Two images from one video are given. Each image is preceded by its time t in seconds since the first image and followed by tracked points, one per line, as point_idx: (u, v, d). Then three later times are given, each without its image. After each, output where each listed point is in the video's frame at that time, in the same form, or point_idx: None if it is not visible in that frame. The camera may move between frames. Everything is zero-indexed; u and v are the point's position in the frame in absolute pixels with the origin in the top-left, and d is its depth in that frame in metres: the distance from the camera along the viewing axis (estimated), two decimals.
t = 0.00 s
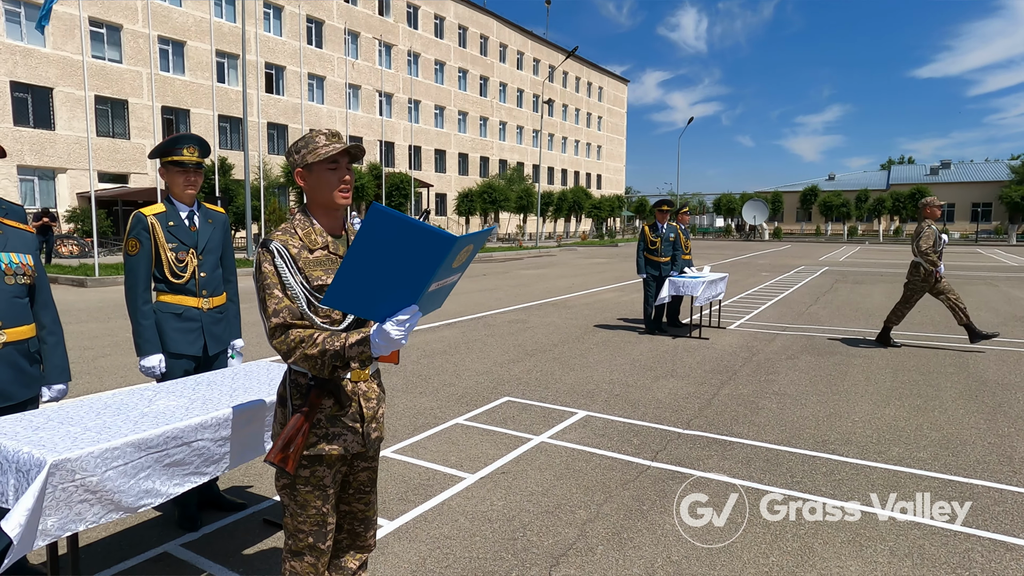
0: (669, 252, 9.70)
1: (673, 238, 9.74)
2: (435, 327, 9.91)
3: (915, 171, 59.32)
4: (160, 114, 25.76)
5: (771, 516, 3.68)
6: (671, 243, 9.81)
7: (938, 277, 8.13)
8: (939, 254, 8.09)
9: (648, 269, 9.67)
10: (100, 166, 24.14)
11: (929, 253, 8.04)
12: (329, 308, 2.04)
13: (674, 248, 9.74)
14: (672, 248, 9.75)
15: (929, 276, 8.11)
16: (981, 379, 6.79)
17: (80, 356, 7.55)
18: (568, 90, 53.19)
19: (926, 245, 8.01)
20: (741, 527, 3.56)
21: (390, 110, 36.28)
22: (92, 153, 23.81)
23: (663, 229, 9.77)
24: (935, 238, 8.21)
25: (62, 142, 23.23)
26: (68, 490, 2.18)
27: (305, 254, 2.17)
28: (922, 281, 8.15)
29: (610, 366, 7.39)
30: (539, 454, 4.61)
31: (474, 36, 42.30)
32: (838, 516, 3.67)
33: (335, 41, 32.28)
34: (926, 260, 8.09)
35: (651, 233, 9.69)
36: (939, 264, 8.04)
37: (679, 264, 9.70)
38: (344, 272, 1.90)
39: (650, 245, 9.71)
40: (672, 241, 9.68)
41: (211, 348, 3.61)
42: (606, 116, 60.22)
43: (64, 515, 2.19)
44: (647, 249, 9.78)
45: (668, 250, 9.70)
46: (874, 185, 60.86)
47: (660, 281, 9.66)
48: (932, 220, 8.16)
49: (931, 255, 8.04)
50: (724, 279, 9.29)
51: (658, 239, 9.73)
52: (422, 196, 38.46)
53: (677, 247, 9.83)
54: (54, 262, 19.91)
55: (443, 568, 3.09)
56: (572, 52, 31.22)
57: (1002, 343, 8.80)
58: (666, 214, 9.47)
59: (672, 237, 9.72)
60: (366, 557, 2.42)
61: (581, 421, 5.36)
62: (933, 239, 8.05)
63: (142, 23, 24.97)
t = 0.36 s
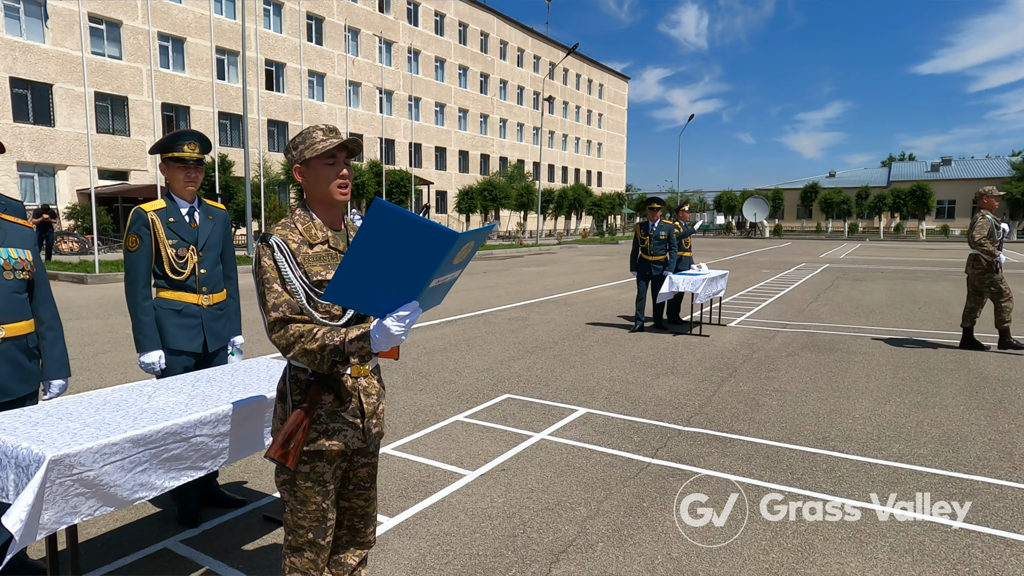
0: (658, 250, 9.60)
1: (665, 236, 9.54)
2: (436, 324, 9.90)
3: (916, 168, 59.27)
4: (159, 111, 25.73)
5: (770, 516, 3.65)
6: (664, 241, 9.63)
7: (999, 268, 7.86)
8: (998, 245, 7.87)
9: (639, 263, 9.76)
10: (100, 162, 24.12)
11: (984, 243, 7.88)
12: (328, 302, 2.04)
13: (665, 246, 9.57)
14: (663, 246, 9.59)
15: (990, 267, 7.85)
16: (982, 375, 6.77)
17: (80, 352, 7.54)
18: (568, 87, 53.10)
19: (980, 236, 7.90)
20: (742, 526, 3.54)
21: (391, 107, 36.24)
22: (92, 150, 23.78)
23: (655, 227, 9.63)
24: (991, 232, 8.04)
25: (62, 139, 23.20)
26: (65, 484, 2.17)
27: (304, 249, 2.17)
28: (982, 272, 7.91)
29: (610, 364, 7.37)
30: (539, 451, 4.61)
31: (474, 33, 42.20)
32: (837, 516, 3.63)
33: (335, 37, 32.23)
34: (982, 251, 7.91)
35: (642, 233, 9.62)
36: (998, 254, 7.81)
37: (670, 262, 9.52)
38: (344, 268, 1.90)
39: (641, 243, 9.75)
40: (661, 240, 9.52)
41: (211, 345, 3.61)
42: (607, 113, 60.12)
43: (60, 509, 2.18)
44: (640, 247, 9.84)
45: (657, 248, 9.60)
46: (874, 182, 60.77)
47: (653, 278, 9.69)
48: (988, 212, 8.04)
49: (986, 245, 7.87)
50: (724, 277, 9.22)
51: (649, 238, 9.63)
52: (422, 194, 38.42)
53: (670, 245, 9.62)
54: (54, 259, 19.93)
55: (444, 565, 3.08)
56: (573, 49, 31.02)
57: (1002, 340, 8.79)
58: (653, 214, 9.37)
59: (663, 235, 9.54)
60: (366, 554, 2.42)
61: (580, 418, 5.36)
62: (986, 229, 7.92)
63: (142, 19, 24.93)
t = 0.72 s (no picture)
0: (644, 250, 9.41)
1: (650, 235, 9.40)
2: (436, 326, 9.91)
3: (916, 170, 59.24)
4: (161, 114, 25.80)
5: (770, 517, 3.67)
6: (651, 241, 9.47)
7: None
8: None
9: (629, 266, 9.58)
10: (102, 166, 24.18)
11: None
12: (329, 306, 2.04)
13: (651, 246, 9.38)
14: (649, 246, 9.39)
15: None
16: (983, 379, 6.77)
17: (81, 356, 7.55)
18: (569, 90, 53.14)
19: None
20: (742, 528, 3.55)
21: (392, 110, 36.30)
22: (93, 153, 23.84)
23: (641, 228, 9.58)
24: None
25: (64, 142, 23.25)
26: (64, 488, 2.18)
27: (305, 253, 2.17)
28: None
29: (611, 366, 7.38)
30: (540, 453, 4.61)
31: (475, 36, 42.28)
32: (838, 518, 3.64)
33: (336, 41, 32.31)
34: None
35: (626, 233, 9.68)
36: None
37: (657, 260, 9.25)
38: (345, 270, 1.91)
39: (629, 246, 9.67)
40: (645, 239, 9.38)
41: (211, 348, 3.61)
42: (607, 115, 60.18)
43: (60, 514, 2.18)
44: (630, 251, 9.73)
45: (643, 248, 9.42)
46: (875, 185, 60.73)
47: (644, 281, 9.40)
48: None
49: None
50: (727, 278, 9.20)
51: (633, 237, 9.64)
52: (423, 196, 38.46)
53: (657, 244, 9.40)
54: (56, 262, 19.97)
55: (444, 567, 3.09)
56: (574, 53, 31.06)
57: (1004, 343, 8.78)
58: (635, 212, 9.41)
59: (648, 235, 9.42)
60: (366, 557, 2.41)
61: (581, 421, 5.36)
62: None
63: (144, 23, 25.01)
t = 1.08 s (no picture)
0: (633, 254, 9.05)
1: (640, 238, 9.07)
2: (437, 325, 9.90)
3: (917, 169, 59.18)
4: (161, 113, 25.79)
5: (771, 517, 3.66)
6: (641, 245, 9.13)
7: None
8: None
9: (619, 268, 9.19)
10: (103, 164, 24.18)
11: None
12: (330, 305, 2.04)
13: (641, 249, 9.03)
14: (639, 250, 9.06)
15: None
16: (984, 378, 6.76)
17: (82, 355, 7.55)
18: (569, 89, 53.07)
19: None
20: (742, 527, 3.54)
21: (392, 109, 36.28)
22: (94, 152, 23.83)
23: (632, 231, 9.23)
24: None
25: (64, 141, 23.25)
26: (64, 488, 2.17)
27: (306, 252, 2.17)
28: None
29: (612, 365, 7.37)
30: (541, 452, 4.61)
31: (475, 35, 42.25)
32: (838, 517, 3.64)
33: (337, 39, 32.30)
34: None
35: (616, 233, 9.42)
36: None
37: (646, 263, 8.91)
38: (347, 270, 1.90)
39: (618, 248, 9.32)
40: (635, 242, 9.03)
41: (211, 347, 3.61)
42: (608, 114, 60.14)
43: (60, 513, 2.18)
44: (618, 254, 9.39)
45: (632, 252, 9.07)
46: (876, 183, 60.64)
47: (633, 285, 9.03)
48: None
49: None
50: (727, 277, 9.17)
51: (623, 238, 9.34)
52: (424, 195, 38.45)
53: (647, 248, 9.07)
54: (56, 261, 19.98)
55: (444, 567, 3.08)
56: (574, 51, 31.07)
57: (1005, 342, 8.77)
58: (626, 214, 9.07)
59: (638, 238, 9.09)
60: (366, 557, 2.41)
61: (582, 420, 5.36)
62: None
63: (144, 22, 24.99)
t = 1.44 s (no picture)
0: (620, 249, 8.84)
1: (626, 232, 8.78)
2: (437, 323, 9.90)
3: (918, 167, 59.17)
4: (161, 111, 25.78)
5: (770, 516, 3.65)
6: (628, 240, 8.86)
7: None
8: None
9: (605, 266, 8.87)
10: (102, 162, 24.16)
11: None
12: (330, 303, 2.03)
13: (628, 244, 8.77)
14: (626, 245, 8.82)
15: None
16: (984, 376, 6.75)
17: (81, 352, 7.54)
18: (569, 87, 53.00)
19: None
20: (742, 526, 3.53)
21: (392, 107, 36.25)
22: (94, 150, 23.81)
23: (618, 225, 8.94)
24: None
25: (64, 139, 23.22)
26: (65, 487, 2.17)
27: (305, 249, 2.16)
28: None
29: (611, 363, 7.36)
30: (540, 451, 4.61)
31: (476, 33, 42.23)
32: (839, 516, 3.63)
33: (337, 37, 32.28)
34: None
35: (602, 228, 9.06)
36: None
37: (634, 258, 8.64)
38: (346, 268, 1.89)
39: (604, 243, 9.06)
40: (622, 237, 8.76)
41: (210, 344, 3.61)
42: (609, 113, 60.12)
43: (63, 513, 2.18)
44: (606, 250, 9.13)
45: (620, 247, 8.84)
46: (876, 182, 60.52)
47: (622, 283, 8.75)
48: None
49: None
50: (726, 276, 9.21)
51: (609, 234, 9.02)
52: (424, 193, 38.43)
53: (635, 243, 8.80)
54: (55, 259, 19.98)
55: (443, 564, 3.08)
56: (574, 49, 31.04)
57: (1005, 339, 8.77)
58: (612, 208, 8.77)
59: (624, 232, 8.80)
60: (365, 554, 2.41)
61: (581, 418, 5.36)
62: None
63: (144, 19, 24.97)
